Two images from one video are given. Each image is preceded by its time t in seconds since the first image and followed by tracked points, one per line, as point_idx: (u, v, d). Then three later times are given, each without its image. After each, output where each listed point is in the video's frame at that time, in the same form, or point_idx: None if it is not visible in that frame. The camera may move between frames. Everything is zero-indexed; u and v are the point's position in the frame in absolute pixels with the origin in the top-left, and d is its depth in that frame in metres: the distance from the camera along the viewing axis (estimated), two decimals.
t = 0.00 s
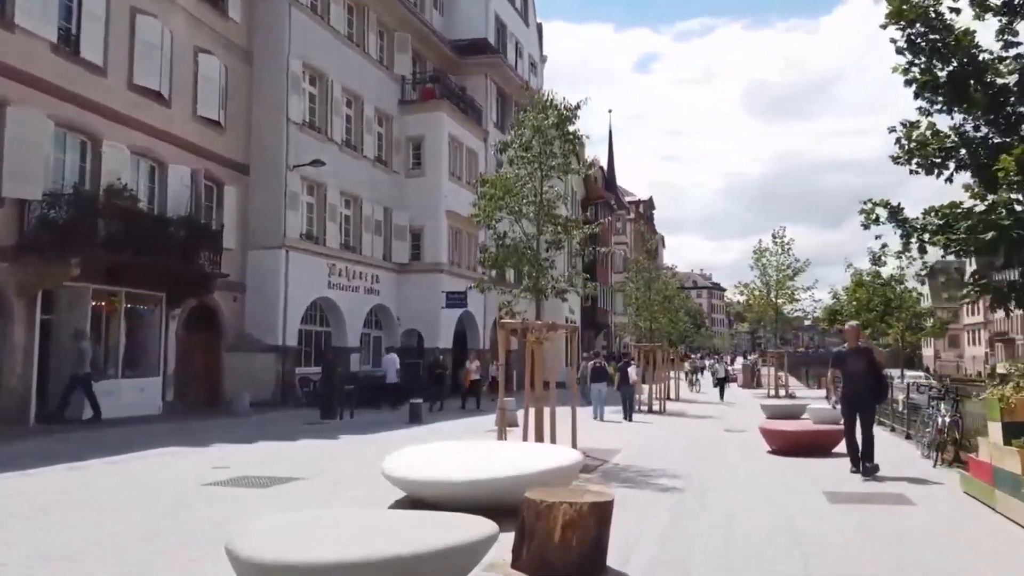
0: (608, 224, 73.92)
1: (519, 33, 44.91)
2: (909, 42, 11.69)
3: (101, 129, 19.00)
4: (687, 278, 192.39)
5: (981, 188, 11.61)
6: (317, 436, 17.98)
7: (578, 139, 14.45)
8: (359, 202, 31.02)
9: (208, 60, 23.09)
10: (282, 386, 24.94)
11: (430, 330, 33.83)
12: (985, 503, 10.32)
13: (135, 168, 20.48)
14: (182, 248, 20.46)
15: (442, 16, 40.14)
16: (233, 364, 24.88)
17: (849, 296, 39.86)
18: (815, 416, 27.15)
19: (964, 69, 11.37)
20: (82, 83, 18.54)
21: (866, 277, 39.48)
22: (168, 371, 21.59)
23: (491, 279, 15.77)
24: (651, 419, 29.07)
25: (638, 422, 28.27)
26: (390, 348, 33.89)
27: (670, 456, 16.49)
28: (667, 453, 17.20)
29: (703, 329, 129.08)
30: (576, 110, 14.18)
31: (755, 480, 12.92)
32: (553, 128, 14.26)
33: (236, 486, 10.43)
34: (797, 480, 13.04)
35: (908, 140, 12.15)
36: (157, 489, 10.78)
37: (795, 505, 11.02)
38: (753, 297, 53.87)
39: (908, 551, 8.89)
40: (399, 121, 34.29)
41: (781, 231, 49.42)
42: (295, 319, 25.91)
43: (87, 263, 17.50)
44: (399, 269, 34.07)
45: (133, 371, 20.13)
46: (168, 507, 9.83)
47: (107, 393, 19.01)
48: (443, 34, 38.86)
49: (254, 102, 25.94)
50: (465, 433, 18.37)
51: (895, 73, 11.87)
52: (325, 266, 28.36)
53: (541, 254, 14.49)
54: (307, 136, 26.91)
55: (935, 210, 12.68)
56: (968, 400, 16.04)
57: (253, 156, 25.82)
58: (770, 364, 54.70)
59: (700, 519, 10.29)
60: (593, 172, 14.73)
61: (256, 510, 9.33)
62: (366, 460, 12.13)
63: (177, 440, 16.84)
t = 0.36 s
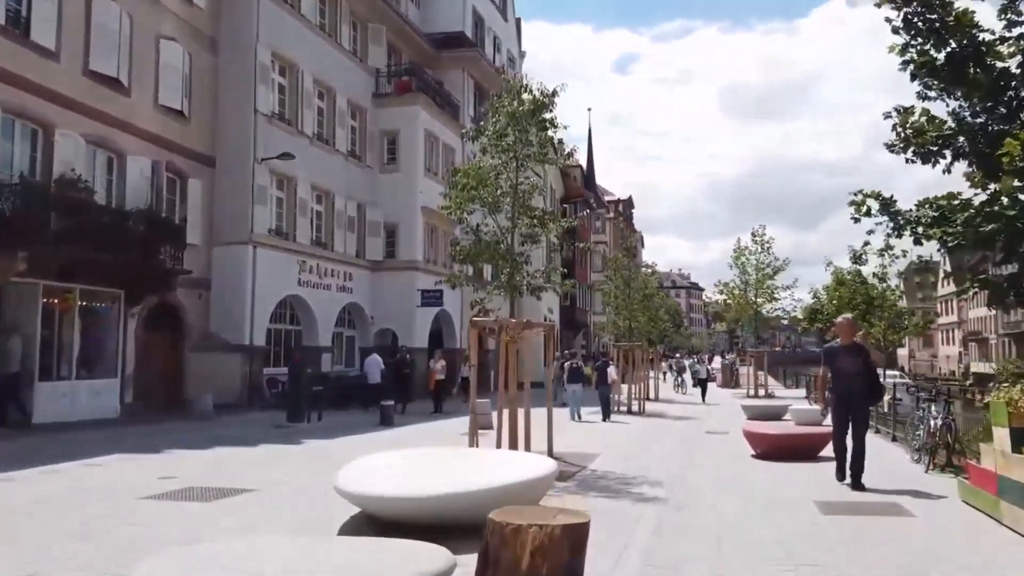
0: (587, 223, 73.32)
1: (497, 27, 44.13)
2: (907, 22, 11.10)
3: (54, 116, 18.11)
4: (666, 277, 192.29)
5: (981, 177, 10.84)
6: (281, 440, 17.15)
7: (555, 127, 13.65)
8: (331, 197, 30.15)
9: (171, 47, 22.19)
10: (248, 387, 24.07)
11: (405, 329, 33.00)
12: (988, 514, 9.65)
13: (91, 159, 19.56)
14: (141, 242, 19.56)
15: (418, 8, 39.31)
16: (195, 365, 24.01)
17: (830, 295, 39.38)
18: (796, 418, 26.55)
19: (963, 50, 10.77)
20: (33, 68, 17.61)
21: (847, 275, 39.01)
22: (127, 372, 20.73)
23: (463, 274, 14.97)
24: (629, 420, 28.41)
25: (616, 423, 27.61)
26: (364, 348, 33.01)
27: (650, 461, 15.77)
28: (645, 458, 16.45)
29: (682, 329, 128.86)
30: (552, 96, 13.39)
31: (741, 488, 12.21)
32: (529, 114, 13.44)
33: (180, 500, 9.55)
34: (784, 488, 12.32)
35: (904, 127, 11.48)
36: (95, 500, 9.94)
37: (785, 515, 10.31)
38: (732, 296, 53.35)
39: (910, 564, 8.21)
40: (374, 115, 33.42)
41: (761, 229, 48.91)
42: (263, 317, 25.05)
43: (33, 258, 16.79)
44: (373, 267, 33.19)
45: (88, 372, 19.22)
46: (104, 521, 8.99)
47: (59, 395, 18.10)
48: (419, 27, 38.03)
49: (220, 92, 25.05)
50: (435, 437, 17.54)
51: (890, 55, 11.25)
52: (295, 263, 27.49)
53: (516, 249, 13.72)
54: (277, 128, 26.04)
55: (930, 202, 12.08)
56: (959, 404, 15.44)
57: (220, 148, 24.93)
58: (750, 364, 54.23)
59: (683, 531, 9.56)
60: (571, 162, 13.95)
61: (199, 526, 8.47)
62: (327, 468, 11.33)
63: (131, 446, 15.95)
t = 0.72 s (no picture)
0: (570, 222, 72.68)
1: (478, 21, 43.35)
2: None
3: (9, 102, 17.31)
4: (649, 276, 191.94)
5: (985, 162, 10.37)
6: (246, 443, 16.33)
7: (533, 111, 12.87)
8: (305, 191, 29.32)
9: (136, 34, 21.35)
10: (217, 387, 23.25)
11: (382, 327, 32.18)
12: (996, 522, 9.00)
13: (48, 148, 18.72)
14: (102, 235, 18.74)
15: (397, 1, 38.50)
16: (160, 364, 23.15)
17: (814, 294, 38.87)
18: (781, 417, 25.95)
19: (963, 28, 10.11)
20: None
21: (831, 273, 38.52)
22: (87, 372, 19.89)
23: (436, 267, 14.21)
24: (610, 420, 27.74)
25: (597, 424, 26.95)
26: (341, 347, 32.18)
27: (633, 464, 15.08)
28: (628, 461, 15.73)
29: (664, 329, 128.59)
30: (530, 77, 12.63)
31: (729, 493, 11.52)
32: (506, 98, 12.65)
33: (118, 510, 8.71)
34: (774, 492, 11.64)
35: (901, 109, 10.86)
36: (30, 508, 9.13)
37: (776, 522, 9.63)
38: (715, 295, 52.81)
39: None
40: (350, 108, 32.56)
41: (745, 227, 48.35)
42: (233, 315, 24.23)
43: None
44: (349, 264, 32.32)
45: (45, 371, 18.39)
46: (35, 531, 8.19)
47: (12, 395, 17.27)
48: (398, 20, 37.23)
49: (189, 82, 24.21)
50: (409, 440, 16.76)
51: (886, 32, 10.56)
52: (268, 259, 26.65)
53: (491, 241, 12.96)
54: (248, 119, 25.22)
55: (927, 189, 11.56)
56: (954, 403, 14.82)
57: (188, 140, 24.10)
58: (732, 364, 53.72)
59: (667, 539, 8.86)
60: (550, 148, 13.18)
61: (138, 537, 7.67)
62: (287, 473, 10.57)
63: (85, 449, 15.11)
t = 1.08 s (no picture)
0: (549, 221, 72.05)
1: (455, 15, 42.59)
2: None
3: None
4: (629, 275, 191.74)
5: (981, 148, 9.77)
6: (203, 449, 15.51)
7: (503, 96, 12.14)
8: (275, 186, 28.44)
9: (92, 19, 20.50)
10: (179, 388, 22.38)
11: (355, 326, 31.34)
12: (997, 535, 8.35)
13: None
14: (53, 229, 17.88)
15: None
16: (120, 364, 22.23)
17: (795, 292, 38.39)
18: (762, 418, 25.38)
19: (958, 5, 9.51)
20: None
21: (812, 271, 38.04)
22: (38, 372, 18.99)
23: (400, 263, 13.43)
24: (585, 421, 27.10)
25: (572, 425, 26.32)
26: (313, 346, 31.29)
27: (609, 470, 14.37)
28: (604, 466, 15.01)
29: (644, 329, 128.29)
30: (500, 60, 11.90)
31: (710, 501, 10.82)
32: (474, 81, 11.92)
33: (38, 526, 7.88)
34: (758, 500, 10.95)
35: (892, 91, 10.25)
36: None
37: (762, 533, 8.93)
38: (695, 294, 52.26)
39: None
40: (322, 101, 31.71)
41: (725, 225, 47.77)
42: (197, 313, 23.36)
43: None
44: (321, 261, 31.44)
45: None
46: None
47: None
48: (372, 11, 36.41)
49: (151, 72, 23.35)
50: (375, 447, 15.98)
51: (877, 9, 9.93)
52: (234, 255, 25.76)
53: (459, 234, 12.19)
54: (213, 109, 24.35)
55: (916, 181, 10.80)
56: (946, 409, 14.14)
57: (150, 131, 23.22)
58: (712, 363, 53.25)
59: (644, 554, 8.14)
60: (522, 136, 12.44)
61: (55, 556, 6.88)
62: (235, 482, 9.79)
63: (30, 456, 14.24)
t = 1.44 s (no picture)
0: (531, 219, 71.38)
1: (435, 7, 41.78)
2: None
3: None
4: (611, 275, 191.35)
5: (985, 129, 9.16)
6: (159, 453, 14.70)
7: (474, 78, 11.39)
8: (245, 180, 27.56)
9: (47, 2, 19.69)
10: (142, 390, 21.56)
11: (329, 325, 30.50)
12: (1007, 549, 7.66)
13: None
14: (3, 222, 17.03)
15: None
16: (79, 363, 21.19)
17: (778, 290, 37.87)
18: (745, 418, 24.78)
19: None
20: None
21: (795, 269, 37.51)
22: None
23: (366, 257, 12.67)
24: (565, 422, 26.43)
25: (551, 426, 25.64)
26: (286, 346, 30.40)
27: (587, 475, 13.67)
28: (582, 471, 14.29)
29: (627, 328, 127.89)
30: (471, 39, 11.15)
31: (693, 511, 10.12)
32: (442, 61, 11.16)
33: None
34: (745, 509, 10.26)
35: (888, 69, 9.60)
36: None
37: (750, 548, 8.22)
38: (677, 292, 51.66)
39: None
40: (296, 93, 30.85)
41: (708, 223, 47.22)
42: (162, 312, 22.48)
43: None
44: (295, 258, 30.55)
45: None
46: None
47: None
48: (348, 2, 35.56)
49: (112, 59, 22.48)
50: (341, 454, 15.18)
51: None
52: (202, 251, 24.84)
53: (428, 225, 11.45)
54: (179, 99, 23.52)
55: (913, 168, 10.14)
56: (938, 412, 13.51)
57: (112, 122, 22.33)
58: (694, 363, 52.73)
59: (621, 573, 7.42)
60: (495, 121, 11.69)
61: None
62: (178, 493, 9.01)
63: None
